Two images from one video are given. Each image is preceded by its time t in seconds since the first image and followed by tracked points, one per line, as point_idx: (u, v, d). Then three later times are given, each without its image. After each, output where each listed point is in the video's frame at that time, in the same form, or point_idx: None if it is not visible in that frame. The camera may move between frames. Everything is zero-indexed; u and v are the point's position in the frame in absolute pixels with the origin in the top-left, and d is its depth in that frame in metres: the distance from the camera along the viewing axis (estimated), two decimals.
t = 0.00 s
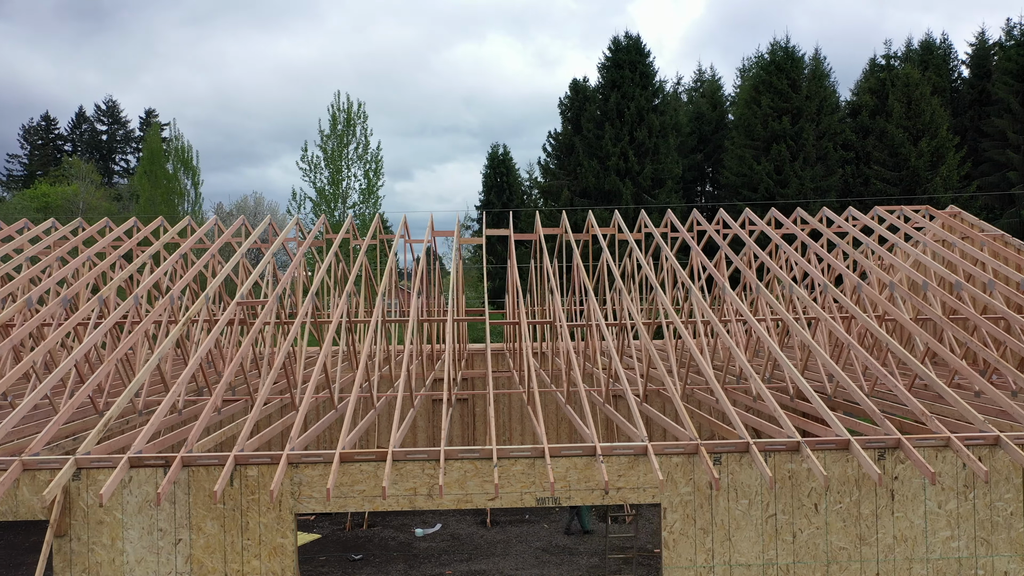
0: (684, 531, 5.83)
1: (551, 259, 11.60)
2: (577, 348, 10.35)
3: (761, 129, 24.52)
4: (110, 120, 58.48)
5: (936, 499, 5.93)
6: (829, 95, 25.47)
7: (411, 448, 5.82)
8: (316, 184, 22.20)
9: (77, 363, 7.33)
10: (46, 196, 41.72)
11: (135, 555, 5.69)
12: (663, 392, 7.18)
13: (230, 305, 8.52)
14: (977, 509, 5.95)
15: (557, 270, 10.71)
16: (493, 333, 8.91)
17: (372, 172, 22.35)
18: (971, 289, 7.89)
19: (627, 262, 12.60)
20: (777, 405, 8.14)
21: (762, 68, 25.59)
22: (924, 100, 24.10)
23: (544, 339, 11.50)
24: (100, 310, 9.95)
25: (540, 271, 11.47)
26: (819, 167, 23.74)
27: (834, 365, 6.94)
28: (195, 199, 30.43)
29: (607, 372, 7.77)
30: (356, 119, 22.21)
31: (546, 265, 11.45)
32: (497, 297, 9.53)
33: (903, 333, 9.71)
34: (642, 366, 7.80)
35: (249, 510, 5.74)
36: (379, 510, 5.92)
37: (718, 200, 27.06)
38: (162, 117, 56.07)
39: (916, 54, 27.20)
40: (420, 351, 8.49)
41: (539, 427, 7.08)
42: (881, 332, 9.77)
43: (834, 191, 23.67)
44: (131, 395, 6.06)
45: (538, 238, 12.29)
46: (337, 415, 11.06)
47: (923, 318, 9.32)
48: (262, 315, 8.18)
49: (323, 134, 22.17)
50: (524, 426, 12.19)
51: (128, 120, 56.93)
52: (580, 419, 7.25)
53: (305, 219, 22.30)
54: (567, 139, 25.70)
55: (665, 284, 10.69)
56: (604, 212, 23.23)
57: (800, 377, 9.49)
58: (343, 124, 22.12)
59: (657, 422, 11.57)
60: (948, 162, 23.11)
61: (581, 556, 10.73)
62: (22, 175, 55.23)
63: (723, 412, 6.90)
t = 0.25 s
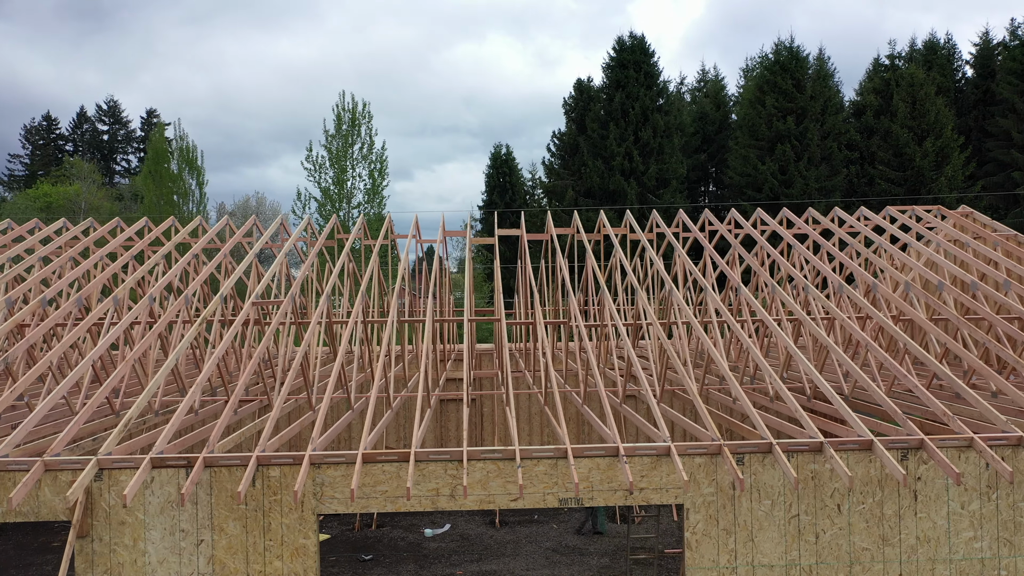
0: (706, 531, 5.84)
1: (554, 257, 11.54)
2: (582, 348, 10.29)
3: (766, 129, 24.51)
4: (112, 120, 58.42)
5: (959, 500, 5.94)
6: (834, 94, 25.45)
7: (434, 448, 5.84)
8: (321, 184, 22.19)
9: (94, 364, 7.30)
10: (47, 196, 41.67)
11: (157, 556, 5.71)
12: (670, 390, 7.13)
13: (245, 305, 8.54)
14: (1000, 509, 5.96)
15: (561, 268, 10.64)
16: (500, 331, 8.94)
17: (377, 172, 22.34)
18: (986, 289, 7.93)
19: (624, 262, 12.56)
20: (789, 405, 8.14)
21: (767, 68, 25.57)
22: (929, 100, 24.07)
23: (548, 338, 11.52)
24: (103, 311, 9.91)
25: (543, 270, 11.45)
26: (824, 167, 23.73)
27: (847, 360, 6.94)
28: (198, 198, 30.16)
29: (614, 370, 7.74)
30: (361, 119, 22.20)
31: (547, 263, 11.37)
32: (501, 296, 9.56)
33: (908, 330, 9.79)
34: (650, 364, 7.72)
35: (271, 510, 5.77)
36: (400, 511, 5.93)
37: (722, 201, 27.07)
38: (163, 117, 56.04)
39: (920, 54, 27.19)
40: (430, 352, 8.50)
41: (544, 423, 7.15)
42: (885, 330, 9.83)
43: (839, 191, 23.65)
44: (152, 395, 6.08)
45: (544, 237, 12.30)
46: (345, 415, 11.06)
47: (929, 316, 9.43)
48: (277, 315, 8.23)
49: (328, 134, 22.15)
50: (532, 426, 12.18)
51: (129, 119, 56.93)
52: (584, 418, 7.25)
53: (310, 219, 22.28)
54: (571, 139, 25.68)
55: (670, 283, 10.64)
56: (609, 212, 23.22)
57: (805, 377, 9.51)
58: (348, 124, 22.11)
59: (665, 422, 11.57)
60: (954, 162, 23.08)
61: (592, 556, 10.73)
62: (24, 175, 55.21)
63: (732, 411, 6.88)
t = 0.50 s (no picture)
0: (733, 532, 5.87)
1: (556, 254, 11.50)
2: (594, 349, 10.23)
3: (771, 129, 24.52)
4: (113, 120, 58.35)
5: (985, 500, 5.99)
6: (839, 95, 25.46)
7: (459, 449, 5.88)
8: (326, 184, 22.18)
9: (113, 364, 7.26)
10: (50, 196, 41.61)
11: (183, 557, 5.75)
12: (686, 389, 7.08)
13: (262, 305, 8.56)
14: None
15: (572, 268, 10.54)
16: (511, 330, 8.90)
17: (382, 172, 22.32)
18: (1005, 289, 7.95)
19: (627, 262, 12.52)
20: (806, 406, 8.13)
21: (772, 68, 25.57)
22: (934, 100, 24.06)
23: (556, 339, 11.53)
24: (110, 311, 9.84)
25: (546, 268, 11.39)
26: (829, 167, 23.73)
27: (864, 358, 6.94)
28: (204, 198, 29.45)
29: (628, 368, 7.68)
30: (366, 119, 22.19)
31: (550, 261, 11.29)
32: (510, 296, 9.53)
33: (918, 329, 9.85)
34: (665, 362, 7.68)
35: (297, 512, 5.82)
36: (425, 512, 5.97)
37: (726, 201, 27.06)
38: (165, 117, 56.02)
39: (925, 54, 27.18)
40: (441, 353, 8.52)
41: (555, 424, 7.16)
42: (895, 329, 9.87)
43: (844, 191, 23.65)
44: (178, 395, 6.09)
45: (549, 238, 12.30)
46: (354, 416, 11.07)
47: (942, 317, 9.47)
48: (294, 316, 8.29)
49: (334, 134, 22.15)
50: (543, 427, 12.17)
51: (130, 119, 56.92)
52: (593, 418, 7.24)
53: (316, 219, 22.27)
54: (576, 139, 25.67)
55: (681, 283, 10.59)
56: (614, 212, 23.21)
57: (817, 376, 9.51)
58: (353, 124, 22.10)
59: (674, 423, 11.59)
60: (959, 162, 23.07)
61: (604, 556, 10.72)
62: (25, 175, 55.17)
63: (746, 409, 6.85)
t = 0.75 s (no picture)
0: (756, 533, 5.91)
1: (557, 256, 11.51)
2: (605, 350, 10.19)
3: (775, 129, 24.53)
4: (114, 120, 58.36)
5: (1008, 501, 6.01)
6: (843, 95, 25.46)
7: (481, 450, 5.92)
8: (331, 184, 22.19)
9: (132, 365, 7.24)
10: (52, 196, 41.61)
11: (206, 558, 5.79)
12: (700, 390, 7.06)
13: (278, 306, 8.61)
14: None
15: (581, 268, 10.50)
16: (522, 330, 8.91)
17: (387, 172, 22.31)
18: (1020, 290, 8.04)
19: (630, 262, 12.52)
20: (824, 407, 8.13)
21: (776, 68, 25.57)
22: (939, 100, 24.04)
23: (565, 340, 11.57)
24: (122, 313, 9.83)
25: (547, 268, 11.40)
26: (834, 167, 23.73)
27: (882, 358, 6.98)
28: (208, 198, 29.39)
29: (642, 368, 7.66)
30: (371, 119, 22.18)
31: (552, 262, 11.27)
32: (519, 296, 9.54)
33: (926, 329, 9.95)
34: (679, 363, 7.66)
35: (320, 512, 5.86)
36: (447, 513, 6.01)
37: (729, 201, 27.07)
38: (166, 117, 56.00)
39: (929, 54, 27.19)
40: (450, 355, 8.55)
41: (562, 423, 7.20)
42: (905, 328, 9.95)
43: (849, 191, 23.64)
44: (201, 395, 6.12)
45: (554, 238, 12.33)
46: (363, 415, 11.07)
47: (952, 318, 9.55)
48: (310, 317, 8.36)
49: (339, 134, 22.14)
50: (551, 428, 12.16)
51: (131, 119, 56.94)
52: (602, 419, 7.25)
53: (321, 219, 22.26)
54: (580, 139, 25.66)
55: (691, 284, 10.58)
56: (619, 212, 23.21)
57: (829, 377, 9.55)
58: (358, 124, 22.11)
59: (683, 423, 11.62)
60: (965, 161, 23.04)
61: (615, 557, 10.72)
62: (26, 175, 55.17)
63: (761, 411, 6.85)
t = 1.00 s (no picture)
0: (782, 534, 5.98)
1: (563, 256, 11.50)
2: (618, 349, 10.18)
3: (780, 129, 24.55)
4: (116, 120, 58.41)
5: None
6: (848, 95, 25.46)
7: (507, 451, 5.99)
8: (337, 184, 22.20)
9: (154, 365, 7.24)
10: (55, 196, 41.61)
11: (233, 558, 5.87)
12: (718, 390, 7.06)
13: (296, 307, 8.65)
14: None
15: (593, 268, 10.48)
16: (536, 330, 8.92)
17: (393, 172, 22.32)
18: None
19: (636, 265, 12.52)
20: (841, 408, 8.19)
21: (781, 68, 25.58)
22: (945, 100, 24.03)
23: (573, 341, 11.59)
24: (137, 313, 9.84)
25: (553, 268, 11.39)
26: (839, 167, 23.74)
27: (903, 358, 7.06)
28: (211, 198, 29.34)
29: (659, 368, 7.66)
30: (377, 119, 22.20)
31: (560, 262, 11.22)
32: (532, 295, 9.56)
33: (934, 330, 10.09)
34: (698, 362, 7.67)
35: (345, 513, 5.92)
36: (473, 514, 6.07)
37: (733, 201, 27.08)
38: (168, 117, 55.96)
39: (933, 55, 27.19)
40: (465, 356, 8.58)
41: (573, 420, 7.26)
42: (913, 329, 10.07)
43: (854, 191, 23.65)
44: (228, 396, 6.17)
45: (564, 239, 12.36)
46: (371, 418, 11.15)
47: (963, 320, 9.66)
48: (327, 318, 8.40)
49: (345, 134, 22.15)
50: (560, 429, 12.18)
51: (133, 119, 56.90)
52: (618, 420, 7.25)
53: (327, 220, 22.27)
54: (585, 139, 25.68)
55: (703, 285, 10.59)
56: (624, 212, 23.23)
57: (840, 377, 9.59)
58: (364, 124, 22.13)
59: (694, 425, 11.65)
60: (970, 162, 23.03)
61: (626, 558, 10.72)
62: (28, 175, 55.19)
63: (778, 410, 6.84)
